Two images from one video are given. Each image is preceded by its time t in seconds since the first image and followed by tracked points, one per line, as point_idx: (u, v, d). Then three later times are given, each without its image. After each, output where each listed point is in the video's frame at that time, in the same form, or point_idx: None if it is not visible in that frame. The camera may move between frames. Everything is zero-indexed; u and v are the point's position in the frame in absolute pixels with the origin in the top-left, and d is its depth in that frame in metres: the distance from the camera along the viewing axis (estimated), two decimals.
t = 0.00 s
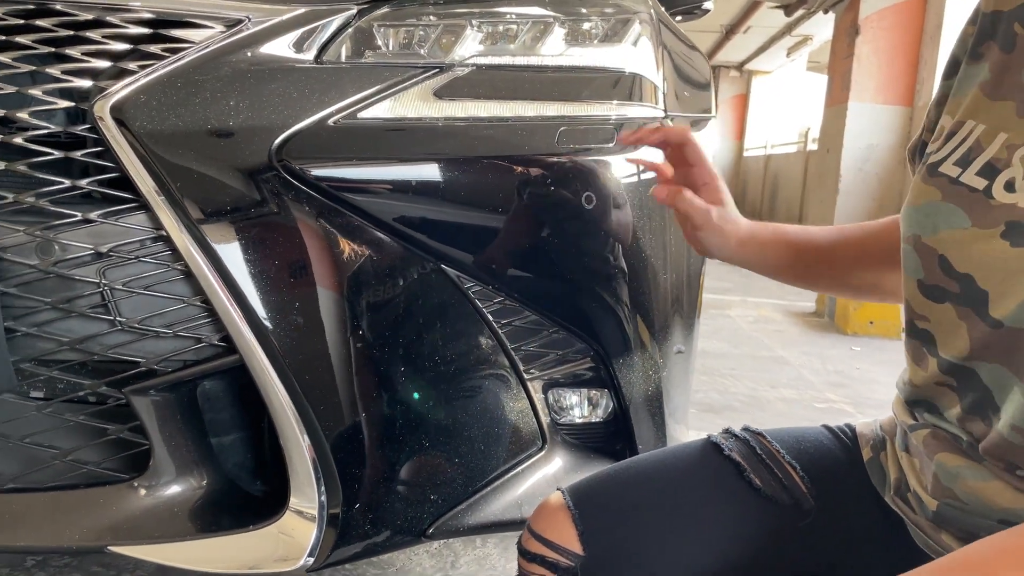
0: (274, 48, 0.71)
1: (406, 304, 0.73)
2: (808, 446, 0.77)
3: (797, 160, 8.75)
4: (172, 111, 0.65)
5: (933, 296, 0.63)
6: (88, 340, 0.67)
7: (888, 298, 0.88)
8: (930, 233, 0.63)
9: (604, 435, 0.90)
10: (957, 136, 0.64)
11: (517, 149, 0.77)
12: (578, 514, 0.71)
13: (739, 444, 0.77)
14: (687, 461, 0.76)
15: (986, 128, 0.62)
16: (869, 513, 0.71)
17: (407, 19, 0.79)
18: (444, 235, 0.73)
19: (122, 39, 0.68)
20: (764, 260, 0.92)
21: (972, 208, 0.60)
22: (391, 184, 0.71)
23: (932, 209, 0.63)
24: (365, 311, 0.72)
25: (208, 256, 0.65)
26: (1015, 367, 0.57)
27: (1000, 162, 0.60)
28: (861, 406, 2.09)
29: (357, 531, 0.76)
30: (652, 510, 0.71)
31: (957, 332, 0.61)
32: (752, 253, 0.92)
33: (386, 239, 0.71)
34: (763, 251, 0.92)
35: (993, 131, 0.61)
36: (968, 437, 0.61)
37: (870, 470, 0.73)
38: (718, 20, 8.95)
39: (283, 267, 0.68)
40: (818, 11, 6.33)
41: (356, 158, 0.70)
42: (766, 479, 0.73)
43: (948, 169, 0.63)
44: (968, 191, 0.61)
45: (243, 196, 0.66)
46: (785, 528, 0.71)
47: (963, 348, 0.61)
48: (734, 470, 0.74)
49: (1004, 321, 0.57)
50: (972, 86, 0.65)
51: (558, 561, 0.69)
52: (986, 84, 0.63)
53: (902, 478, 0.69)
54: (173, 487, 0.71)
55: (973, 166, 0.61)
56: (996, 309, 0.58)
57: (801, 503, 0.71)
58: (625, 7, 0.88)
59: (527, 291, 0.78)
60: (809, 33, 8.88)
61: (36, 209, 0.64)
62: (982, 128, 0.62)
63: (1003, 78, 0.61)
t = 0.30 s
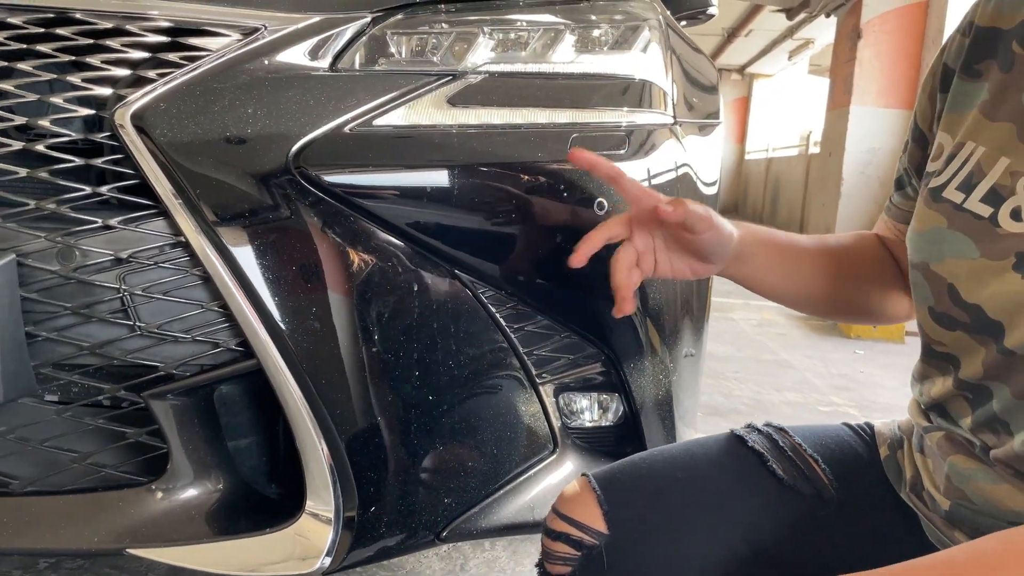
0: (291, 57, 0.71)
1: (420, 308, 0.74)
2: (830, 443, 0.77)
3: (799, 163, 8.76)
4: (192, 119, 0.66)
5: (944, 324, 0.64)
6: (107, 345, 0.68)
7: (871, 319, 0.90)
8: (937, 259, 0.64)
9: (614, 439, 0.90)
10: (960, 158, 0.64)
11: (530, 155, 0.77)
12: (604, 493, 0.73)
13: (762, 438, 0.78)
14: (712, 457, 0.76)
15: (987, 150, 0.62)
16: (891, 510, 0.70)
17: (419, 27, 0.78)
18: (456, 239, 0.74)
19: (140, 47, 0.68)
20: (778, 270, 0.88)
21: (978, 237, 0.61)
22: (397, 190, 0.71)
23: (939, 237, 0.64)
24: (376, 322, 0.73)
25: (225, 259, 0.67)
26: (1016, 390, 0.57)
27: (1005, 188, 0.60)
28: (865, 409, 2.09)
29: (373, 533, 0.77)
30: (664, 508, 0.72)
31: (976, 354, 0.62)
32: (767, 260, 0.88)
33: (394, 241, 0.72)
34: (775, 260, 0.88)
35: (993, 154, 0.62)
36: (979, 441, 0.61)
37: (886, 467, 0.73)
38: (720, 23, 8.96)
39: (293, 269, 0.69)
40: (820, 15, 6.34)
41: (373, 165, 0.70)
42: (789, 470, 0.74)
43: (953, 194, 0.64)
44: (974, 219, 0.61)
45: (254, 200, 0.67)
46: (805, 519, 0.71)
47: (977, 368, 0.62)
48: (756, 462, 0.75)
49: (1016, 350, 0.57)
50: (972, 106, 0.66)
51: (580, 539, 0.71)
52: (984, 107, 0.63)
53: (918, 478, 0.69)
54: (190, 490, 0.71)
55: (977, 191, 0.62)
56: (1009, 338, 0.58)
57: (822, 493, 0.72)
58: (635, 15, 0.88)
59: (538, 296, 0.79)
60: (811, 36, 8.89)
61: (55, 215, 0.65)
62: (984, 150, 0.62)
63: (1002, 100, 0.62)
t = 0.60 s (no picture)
0: (314, 70, 0.72)
1: (439, 317, 0.75)
2: (847, 452, 0.78)
3: (806, 169, 8.76)
4: (220, 133, 0.67)
5: (963, 340, 0.65)
6: (135, 354, 0.71)
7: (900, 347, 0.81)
8: (954, 277, 0.65)
9: (627, 447, 0.91)
10: (976, 176, 0.64)
11: (547, 168, 0.78)
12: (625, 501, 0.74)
13: (780, 447, 0.79)
14: (731, 465, 0.77)
15: (1002, 170, 0.62)
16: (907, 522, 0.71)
17: (439, 40, 0.79)
18: (474, 248, 0.75)
19: (167, 61, 0.69)
20: (795, 324, 0.79)
21: (995, 255, 0.61)
22: (410, 202, 0.72)
23: (956, 255, 0.65)
24: (395, 332, 0.74)
25: (250, 267, 0.68)
26: None
27: (1021, 209, 0.60)
28: (874, 417, 2.09)
29: (395, 539, 0.78)
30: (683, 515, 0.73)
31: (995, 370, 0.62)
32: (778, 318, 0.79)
33: (408, 249, 0.73)
34: (785, 309, 0.80)
35: (1008, 173, 0.62)
36: (996, 454, 0.62)
37: (902, 478, 0.74)
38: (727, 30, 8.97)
39: (316, 278, 0.70)
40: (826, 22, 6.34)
41: (393, 176, 0.71)
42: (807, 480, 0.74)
43: (969, 212, 0.64)
44: (991, 238, 0.62)
45: (271, 210, 0.68)
46: (824, 528, 0.72)
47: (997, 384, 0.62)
48: (776, 469, 0.76)
49: None
50: (986, 121, 0.66)
51: (603, 547, 0.72)
52: (1000, 123, 0.63)
53: (932, 488, 0.69)
54: (213, 498, 0.72)
55: (993, 210, 0.62)
56: None
57: (840, 502, 0.72)
58: (649, 27, 0.87)
59: (555, 305, 0.80)
60: (817, 43, 8.89)
61: (86, 226, 0.68)
62: (999, 169, 0.62)
63: (1017, 118, 0.62)
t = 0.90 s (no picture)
0: (343, 86, 0.73)
1: (465, 328, 0.76)
2: (876, 467, 0.80)
3: (819, 178, 8.73)
4: (253, 146, 0.69)
5: (988, 359, 0.65)
6: (168, 363, 0.73)
7: (915, 399, 0.80)
8: (977, 298, 0.65)
9: (648, 457, 0.91)
10: (999, 198, 0.65)
11: (573, 182, 0.79)
12: (655, 510, 0.72)
13: (807, 458, 0.80)
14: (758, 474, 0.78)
15: None
16: (929, 536, 0.73)
17: (464, 55, 0.79)
18: (499, 260, 0.76)
19: (201, 76, 0.71)
20: (807, 425, 0.78)
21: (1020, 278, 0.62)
22: (428, 212, 0.73)
23: (979, 276, 0.65)
24: (418, 342, 0.75)
25: (277, 271, 0.70)
26: None
27: None
28: (889, 427, 2.09)
29: (421, 548, 0.80)
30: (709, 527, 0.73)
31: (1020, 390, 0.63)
32: (792, 415, 0.78)
33: (431, 259, 0.74)
34: (800, 402, 0.79)
35: None
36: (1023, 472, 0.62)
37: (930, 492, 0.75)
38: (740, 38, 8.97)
39: (344, 288, 0.72)
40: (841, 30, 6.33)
41: (417, 191, 0.72)
42: (835, 492, 0.76)
43: (992, 234, 0.65)
44: (1015, 260, 0.62)
45: (299, 220, 0.70)
46: (852, 542, 0.73)
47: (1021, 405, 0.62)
48: (803, 479, 0.78)
49: None
50: (1007, 142, 0.66)
51: (631, 555, 0.69)
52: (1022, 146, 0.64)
53: (960, 501, 0.70)
54: (241, 506, 0.74)
55: (1017, 233, 0.62)
56: None
57: (869, 516, 0.74)
58: (672, 42, 0.88)
59: (579, 318, 0.80)
60: (831, 52, 8.87)
61: (123, 238, 0.70)
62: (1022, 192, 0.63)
63: None
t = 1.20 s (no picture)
0: (379, 103, 0.74)
1: (497, 340, 0.77)
2: (914, 487, 0.81)
3: (840, 188, 8.69)
4: (293, 162, 0.71)
5: (1011, 374, 0.66)
6: (208, 373, 0.75)
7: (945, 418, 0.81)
8: (1000, 313, 0.66)
9: (674, 468, 0.92)
10: (1020, 216, 0.65)
11: (604, 195, 0.80)
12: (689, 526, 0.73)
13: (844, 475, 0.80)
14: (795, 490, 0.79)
15: None
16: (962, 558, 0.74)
17: (495, 72, 0.80)
18: (529, 274, 0.77)
19: (242, 92, 0.73)
20: (839, 440, 0.78)
21: None
22: (454, 227, 0.74)
23: (1002, 293, 0.66)
24: (448, 351, 0.76)
25: (312, 279, 0.71)
26: None
27: None
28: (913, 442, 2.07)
29: (451, 559, 0.81)
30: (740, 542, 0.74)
31: None
32: (828, 429, 0.79)
33: (463, 271, 0.75)
34: (831, 419, 0.80)
35: None
36: None
37: (968, 514, 0.76)
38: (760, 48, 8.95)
39: (371, 297, 0.73)
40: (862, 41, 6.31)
41: (448, 206, 0.73)
42: (873, 510, 0.76)
43: (1014, 251, 0.66)
44: None
45: (330, 232, 0.71)
46: (891, 559, 0.74)
47: None
48: (840, 496, 0.78)
49: None
50: None
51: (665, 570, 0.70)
52: None
53: (996, 523, 0.70)
54: (274, 515, 0.75)
55: None
56: None
57: (908, 536, 0.75)
58: (701, 58, 0.89)
59: (609, 331, 0.81)
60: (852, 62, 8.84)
61: (166, 251, 0.72)
62: None
63: None
